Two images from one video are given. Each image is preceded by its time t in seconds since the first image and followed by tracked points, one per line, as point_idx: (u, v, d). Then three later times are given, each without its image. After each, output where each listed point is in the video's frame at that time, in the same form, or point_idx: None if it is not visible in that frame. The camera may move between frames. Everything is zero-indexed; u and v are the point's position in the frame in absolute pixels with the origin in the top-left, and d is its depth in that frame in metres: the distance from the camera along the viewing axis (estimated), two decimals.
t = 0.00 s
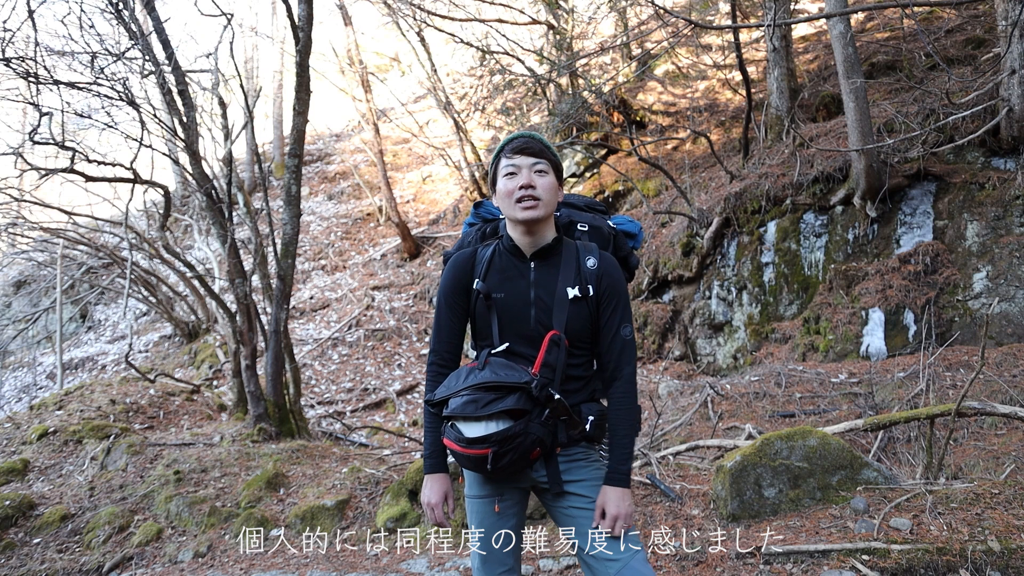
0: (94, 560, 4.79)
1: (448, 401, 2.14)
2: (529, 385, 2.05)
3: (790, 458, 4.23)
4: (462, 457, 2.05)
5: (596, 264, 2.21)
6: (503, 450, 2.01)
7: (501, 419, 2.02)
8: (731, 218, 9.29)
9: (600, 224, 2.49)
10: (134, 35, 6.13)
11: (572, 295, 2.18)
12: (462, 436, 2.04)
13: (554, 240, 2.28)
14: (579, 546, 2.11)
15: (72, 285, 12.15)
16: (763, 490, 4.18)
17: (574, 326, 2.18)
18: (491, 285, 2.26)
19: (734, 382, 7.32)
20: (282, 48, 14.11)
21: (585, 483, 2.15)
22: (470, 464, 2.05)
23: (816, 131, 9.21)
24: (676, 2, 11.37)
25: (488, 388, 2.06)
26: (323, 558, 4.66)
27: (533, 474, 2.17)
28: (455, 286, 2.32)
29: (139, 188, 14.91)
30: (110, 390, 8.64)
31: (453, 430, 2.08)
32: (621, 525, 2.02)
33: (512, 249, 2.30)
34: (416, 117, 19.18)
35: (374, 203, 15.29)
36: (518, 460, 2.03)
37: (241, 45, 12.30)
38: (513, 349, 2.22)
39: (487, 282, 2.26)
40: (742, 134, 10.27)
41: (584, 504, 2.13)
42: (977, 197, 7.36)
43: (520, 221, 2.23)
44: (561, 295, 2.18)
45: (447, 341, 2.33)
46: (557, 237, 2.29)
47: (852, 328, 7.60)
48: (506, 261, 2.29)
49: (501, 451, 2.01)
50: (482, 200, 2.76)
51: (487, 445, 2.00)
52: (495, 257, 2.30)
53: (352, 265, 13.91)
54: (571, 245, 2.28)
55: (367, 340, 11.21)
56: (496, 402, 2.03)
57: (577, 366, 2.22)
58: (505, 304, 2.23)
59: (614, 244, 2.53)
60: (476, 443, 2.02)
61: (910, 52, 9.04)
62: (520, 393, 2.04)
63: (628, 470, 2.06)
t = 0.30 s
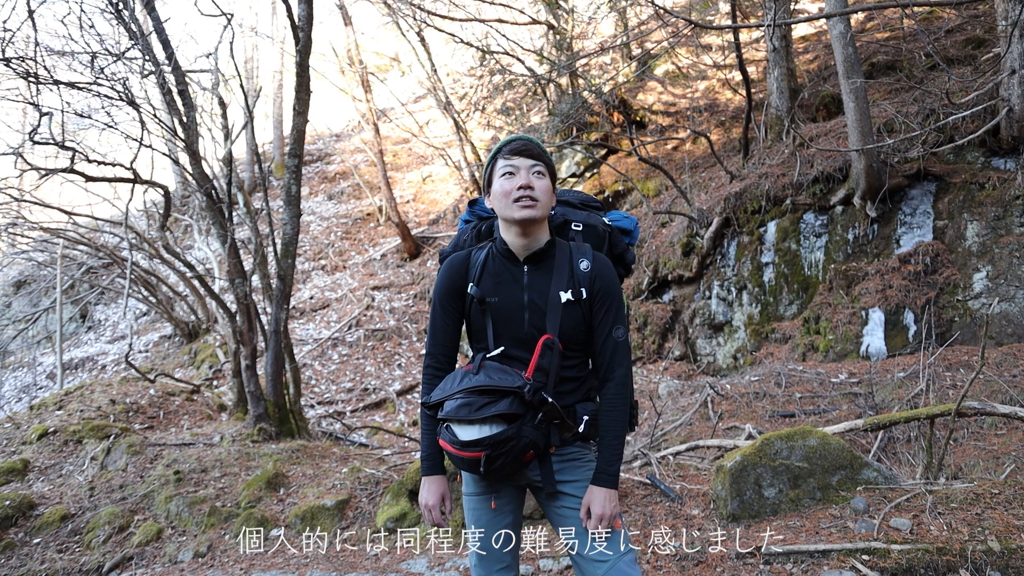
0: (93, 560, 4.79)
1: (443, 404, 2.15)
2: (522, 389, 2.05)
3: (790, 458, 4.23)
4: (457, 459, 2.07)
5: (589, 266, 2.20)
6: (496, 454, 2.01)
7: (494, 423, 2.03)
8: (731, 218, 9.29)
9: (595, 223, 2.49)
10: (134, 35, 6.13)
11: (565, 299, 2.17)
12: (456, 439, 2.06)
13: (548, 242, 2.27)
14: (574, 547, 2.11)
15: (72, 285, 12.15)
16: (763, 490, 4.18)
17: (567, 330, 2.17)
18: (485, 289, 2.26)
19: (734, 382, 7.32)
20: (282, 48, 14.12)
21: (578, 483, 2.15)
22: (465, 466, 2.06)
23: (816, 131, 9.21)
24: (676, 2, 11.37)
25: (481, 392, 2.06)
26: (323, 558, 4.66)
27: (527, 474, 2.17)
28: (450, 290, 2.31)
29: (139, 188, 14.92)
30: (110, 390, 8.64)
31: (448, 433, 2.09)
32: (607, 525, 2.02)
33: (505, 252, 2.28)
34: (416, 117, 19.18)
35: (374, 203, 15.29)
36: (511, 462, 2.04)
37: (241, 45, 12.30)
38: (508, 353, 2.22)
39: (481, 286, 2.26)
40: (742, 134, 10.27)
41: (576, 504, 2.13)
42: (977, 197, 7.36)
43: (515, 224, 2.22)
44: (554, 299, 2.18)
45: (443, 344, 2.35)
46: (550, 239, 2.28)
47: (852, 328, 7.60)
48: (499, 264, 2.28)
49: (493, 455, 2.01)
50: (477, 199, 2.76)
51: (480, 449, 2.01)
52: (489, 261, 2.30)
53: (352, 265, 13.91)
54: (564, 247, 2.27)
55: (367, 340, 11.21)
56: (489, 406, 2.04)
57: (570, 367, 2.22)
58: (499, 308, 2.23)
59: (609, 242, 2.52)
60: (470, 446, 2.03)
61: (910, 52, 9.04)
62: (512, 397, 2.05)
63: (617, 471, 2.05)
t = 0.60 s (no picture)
0: (93, 560, 4.79)
1: (437, 403, 2.16)
2: (513, 390, 2.05)
3: (790, 457, 4.23)
4: (451, 458, 2.08)
5: (582, 267, 2.19)
6: (488, 454, 2.02)
7: (486, 423, 2.03)
8: (731, 218, 9.29)
9: (590, 221, 2.48)
10: (134, 35, 6.13)
11: (557, 300, 2.16)
12: (450, 438, 2.07)
13: (541, 244, 2.26)
14: (571, 548, 2.09)
15: (72, 285, 12.15)
16: (763, 490, 4.18)
17: (560, 330, 2.17)
18: (479, 291, 2.27)
19: (734, 382, 7.32)
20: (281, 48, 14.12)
21: (573, 483, 2.15)
22: (458, 465, 2.08)
23: (816, 131, 9.21)
24: (676, 2, 11.37)
25: (474, 392, 2.07)
26: (323, 558, 4.66)
27: (522, 473, 2.17)
28: (445, 292, 2.33)
29: (139, 188, 14.92)
30: (110, 390, 8.65)
31: (442, 432, 2.10)
32: (601, 526, 2.01)
33: (498, 255, 2.29)
34: (416, 117, 19.19)
35: (374, 203, 15.29)
36: (504, 462, 2.05)
37: (241, 44, 12.30)
38: (502, 354, 2.23)
39: (474, 288, 2.27)
40: (742, 134, 10.28)
41: (570, 503, 2.13)
42: (977, 197, 7.36)
43: (510, 232, 2.21)
44: (546, 300, 2.17)
45: (439, 345, 2.37)
46: (544, 241, 2.27)
47: (852, 328, 7.60)
48: (492, 266, 2.28)
49: (485, 454, 2.02)
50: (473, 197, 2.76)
51: (472, 448, 2.02)
52: (483, 262, 2.30)
53: (352, 265, 13.91)
54: (558, 247, 2.26)
55: (367, 340, 11.21)
56: (481, 406, 2.04)
57: (564, 367, 2.21)
58: (493, 309, 2.24)
59: (605, 240, 2.51)
60: (462, 445, 2.04)
61: (910, 52, 9.03)
62: (504, 398, 2.05)
63: (611, 472, 2.04)
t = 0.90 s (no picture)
0: (94, 560, 4.79)
1: (434, 404, 2.16)
2: (507, 391, 2.05)
3: (790, 458, 4.23)
4: (447, 458, 2.09)
5: (578, 270, 2.18)
6: (482, 453, 2.03)
7: (480, 424, 2.03)
8: (731, 218, 9.29)
9: (588, 223, 2.48)
10: (134, 35, 6.13)
11: (553, 303, 2.16)
12: (444, 438, 2.07)
13: (539, 246, 2.26)
14: (571, 548, 2.09)
15: (72, 285, 12.15)
16: (763, 490, 4.18)
17: (556, 332, 2.17)
18: (476, 293, 2.27)
19: (734, 382, 7.31)
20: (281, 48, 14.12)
21: (568, 484, 2.15)
22: (453, 464, 2.08)
23: (816, 131, 9.21)
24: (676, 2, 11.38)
25: (469, 393, 2.07)
26: (323, 558, 4.66)
27: (517, 473, 2.18)
28: (443, 294, 2.33)
29: (139, 188, 14.92)
30: (110, 390, 8.65)
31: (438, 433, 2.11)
32: (587, 525, 2.00)
33: (496, 257, 2.28)
34: (416, 117, 19.20)
35: (374, 203, 15.28)
36: (497, 462, 2.05)
37: (241, 45, 12.32)
38: (499, 355, 2.23)
39: (472, 290, 2.27)
40: (742, 134, 10.28)
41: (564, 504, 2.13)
42: (977, 197, 7.35)
43: (510, 234, 2.21)
44: (542, 303, 2.17)
45: (437, 346, 2.37)
46: (541, 243, 2.27)
47: (852, 328, 7.60)
48: (490, 268, 2.28)
49: (479, 454, 2.03)
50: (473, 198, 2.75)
51: (466, 448, 2.03)
52: (481, 264, 2.30)
53: (352, 265, 13.91)
54: (555, 250, 2.25)
55: (367, 340, 11.21)
56: (476, 407, 2.05)
57: (561, 368, 2.20)
58: (490, 311, 2.24)
59: (604, 242, 2.51)
60: (457, 445, 2.04)
61: (910, 52, 9.03)
62: (498, 398, 2.05)
63: (601, 473, 2.03)
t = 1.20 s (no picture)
0: (93, 560, 4.79)
1: (435, 400, 2.16)
2: (509, 387, 2.05)
3: (790, 458, 4.23)
4: (448, 454, 2.08)
5: (580, 268, 2.18)
6: (483, 449, 2.03)
7: (482, 419, 2.03)
8: (731, 218, 9.29)
9: (590, 225, 2.48)
10: (134, 35, 6.13)
11: (555, 300, 2.16)
12: (447, 433, 2.07)
13: (541, 245, 2.27)
14: (571, 547, 2.09)
15: (72, 285, 12.16)
16: (763, 490, 4.18)
17: (557, 330, 2.17)
18: (478, 290, 2.27)
19: (734, 382, 7.31)
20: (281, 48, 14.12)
21: (569, 483, 2.15)
22: (454, 460, 2.08)
23: (816, 131, 9.21)
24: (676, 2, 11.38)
25: (471, 389, 2.07)
26: (323, 558, 4.66)
27: (518, 471, 2.18)
28: (444, 291, 2.34)
29: (139, 188, 14.92)
30: (110, 390, 8.65)
31: (439, 428, 2.11)
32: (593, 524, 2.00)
33: (499, 256, 2.29)
34: (416, 117, 19.20)
35: (374, 203, 15.28)
36: (499, 459, 2.05)
37: (241, 45, 12.31)
38: (500, 352, 2.23)
39: (474, 288, 2.28)
40: (742, 134, 10.28)
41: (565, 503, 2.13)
42: (977, 197, 7.35)
43: (514, 232, 2.21)
44: (543, 300, 2.17)
45: (438, 344, 2.37)
46: (543, 242, 2.27)
47: (852, 328, 7.60)
48: (492, 266, 2.29)
49: (481, 449, 2.03)
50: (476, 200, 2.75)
51: (468, 443, 2.03)
52: (483, 262, 2.30)
53: (352, 265, 13.91)
54: (557, 249, 2.25)
55: (367, 340, 11.21)
56: (478, 402, 2.05)
57: (562, 367, 2.20)
58: (492, 309, 2.24)
59: (605, 244, 2.51)
60: (459, 440, 2.04)
61: (910, 52, 9.03)
62: (500, 394, 2.05)
63: (606, 471, 2.03)
